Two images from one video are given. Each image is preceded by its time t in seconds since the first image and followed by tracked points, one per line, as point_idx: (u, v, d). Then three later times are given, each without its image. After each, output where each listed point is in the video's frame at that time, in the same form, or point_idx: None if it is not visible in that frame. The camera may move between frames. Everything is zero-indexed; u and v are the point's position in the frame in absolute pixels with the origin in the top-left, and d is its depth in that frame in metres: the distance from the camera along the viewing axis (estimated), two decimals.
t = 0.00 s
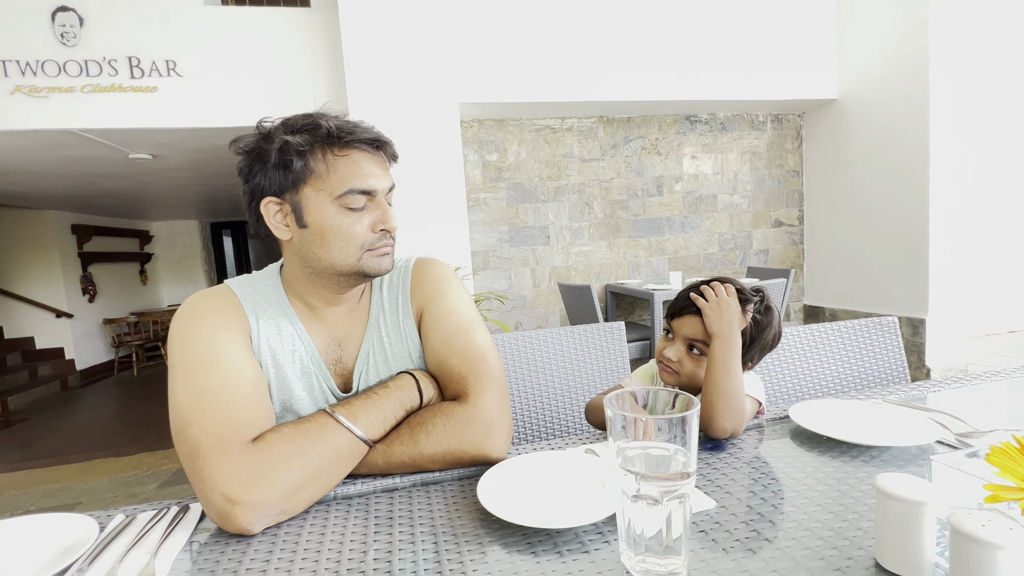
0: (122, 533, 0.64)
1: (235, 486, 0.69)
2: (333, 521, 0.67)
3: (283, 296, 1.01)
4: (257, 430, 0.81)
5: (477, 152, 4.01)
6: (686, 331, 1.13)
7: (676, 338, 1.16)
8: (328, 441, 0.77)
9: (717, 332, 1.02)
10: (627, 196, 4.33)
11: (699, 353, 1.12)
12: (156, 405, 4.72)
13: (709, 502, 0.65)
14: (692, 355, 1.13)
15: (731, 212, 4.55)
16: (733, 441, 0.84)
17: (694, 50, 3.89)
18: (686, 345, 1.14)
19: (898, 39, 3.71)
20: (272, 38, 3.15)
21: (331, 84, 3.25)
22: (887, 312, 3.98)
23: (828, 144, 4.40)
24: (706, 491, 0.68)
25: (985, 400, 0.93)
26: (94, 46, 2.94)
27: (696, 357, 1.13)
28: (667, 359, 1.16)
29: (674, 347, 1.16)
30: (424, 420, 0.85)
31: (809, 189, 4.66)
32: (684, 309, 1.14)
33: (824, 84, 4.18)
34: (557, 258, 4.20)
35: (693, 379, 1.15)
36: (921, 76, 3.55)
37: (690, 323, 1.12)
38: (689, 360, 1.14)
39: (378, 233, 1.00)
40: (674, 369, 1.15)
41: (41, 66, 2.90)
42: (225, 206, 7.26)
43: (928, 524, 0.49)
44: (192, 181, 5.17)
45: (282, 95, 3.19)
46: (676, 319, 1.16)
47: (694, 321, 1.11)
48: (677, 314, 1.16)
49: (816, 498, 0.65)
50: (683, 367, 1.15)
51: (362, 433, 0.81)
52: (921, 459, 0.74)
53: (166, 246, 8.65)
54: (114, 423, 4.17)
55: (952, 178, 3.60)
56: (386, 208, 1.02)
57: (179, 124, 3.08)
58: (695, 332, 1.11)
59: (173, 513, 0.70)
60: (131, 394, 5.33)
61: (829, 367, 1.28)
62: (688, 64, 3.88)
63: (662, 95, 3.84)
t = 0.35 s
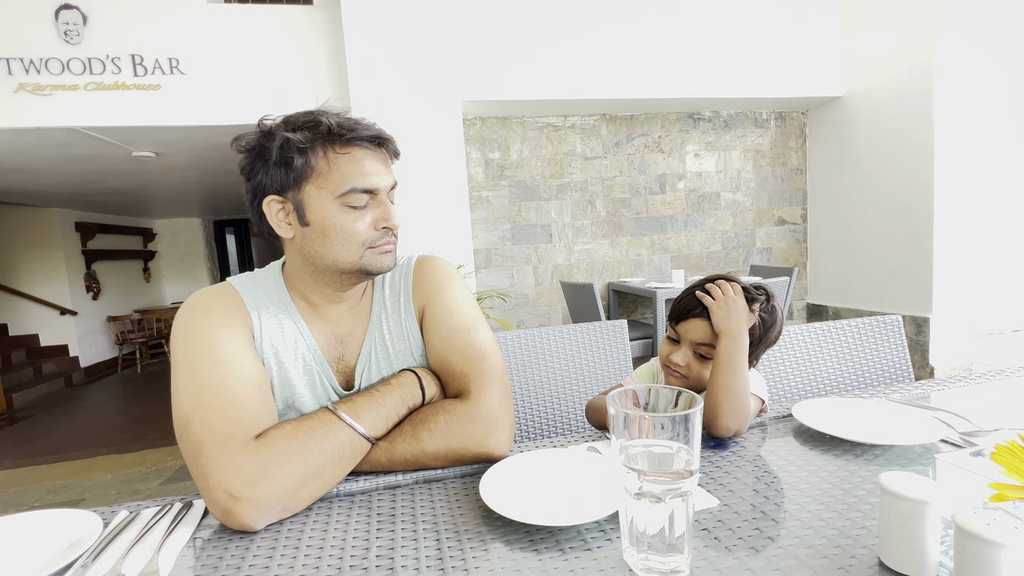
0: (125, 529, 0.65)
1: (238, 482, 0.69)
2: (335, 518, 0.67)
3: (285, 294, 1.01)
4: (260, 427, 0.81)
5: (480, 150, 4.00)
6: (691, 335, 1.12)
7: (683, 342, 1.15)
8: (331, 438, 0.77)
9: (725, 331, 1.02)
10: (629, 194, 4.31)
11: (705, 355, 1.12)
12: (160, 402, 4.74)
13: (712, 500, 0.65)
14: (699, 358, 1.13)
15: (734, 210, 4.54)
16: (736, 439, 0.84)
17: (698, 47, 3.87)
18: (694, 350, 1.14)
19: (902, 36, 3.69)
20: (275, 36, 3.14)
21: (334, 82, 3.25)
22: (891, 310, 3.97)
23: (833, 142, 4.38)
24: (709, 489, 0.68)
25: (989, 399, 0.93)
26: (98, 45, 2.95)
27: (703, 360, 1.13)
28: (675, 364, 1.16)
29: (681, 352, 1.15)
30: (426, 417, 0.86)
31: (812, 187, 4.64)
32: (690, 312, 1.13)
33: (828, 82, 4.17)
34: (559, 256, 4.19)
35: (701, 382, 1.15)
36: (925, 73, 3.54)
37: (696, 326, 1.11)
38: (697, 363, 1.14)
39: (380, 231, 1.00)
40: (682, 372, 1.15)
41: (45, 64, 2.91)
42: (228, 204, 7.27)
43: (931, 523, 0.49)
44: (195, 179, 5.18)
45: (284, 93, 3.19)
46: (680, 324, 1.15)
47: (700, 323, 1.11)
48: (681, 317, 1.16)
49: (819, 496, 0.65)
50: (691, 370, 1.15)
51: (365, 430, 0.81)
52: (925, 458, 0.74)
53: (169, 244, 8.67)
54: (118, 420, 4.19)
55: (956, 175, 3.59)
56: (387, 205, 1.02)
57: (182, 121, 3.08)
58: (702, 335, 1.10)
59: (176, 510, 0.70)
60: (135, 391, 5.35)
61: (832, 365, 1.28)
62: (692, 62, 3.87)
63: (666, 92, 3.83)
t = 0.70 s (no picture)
0: (128, 525, 0.65)
1: (241, 479, 0.69)
2: (337, 514, 0.67)
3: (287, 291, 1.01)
4: (263, 423, 0.81)
5: (482, 148, 4.00)
6: (696, 339, 1.12)
7: (687, 346, 1.15)
8: (333, 435, 0.77)
9: (731, 329, 1.02)
10: (631, 192, 4.31)
11: (710, 357, 1.12)
12: (161, 400, 4.75)
13: (714, 498, 0.65)
14: (704, 360, 1.13)
15: (736, 209, 4.53)
16: (738, 438, 0.84)
17: (701, 45, 3.86)
18: (699, 353, 1.13)
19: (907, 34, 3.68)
20: (277, 34, 3.13)
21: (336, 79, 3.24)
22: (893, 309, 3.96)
23: (836, 140, 4.36)
24: (712, 487, 0.68)
25: (992, 398, 0.93)
26: (101, 42, 2.94)
27: (707, 362, 1.13)
28: (679, 367, 1.15)
29: (685, 355, 1.15)
30: (429, 414, 0.86)
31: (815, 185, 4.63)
32: (695, 315, 1.13)
33: (831, 81, 4.15)
34: (561, 254, 4.19)
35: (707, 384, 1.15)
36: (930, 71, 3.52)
37: (702, 329, 1.11)
38: (702, 365, 1.13)
39: (383, 228, 1.00)
40: (686, 374, 1.15)
41: (48, 61, 2.90)
42: (230, 202, 7.28)
43: (933, 521, 0.49)
44: (198, 177, 5.19)
45: (285, 90, 3.17)
46: (685, 327, 1.15)
47: (705, 325, 1.11)
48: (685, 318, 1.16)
49: (821, 495, 0.65)
50: (696, 372, 1.15)
51: (366, 428, 0.81)
52: (928, 457, 0.73)
53: (171, 242, 8.69)
54: (120, 418, 4.20)
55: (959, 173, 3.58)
56: (390, 203, 1.02)
57: (184, 119, 3.08)
58: (707, 337, 1.10)
59: (178, 506, 0.71)
60: (137, 388, 5.36)
61: (835, 363, 1.28)
62: (695, 61, 3.86)
63: (668, 90, 3.82)
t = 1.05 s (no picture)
0: (128, 524, 0.65)
1: (240, 478, 0.69)
2: (337, 513, 0.67)
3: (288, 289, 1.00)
4: (263, 422, 0.81)
5: (483, 146, 3.99)
6: (696, 333, 1.12)
7: (687, 340, 1.15)
8: (333, 434, 0.77)
9: (731, 328, 1.02)
10: (632, 191, 4.30)
11: (710, 353, 1.12)
12: (163, 398, 4.76)
13: (715, 498, 0.64)
14: (703, 356, 1.13)
15: (738, 208, 4.52)
16: (739, 437, 0.84)
17: (703, 44, 3.85)
18: (698, 348, 1.13)
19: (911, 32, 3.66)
20: (280, 32, 3.11)
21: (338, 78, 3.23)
22: (895, 309, 3.96)
23: (837, 139, 4.35)
24: (712, 487, 0.68)
25: (994, 398, 0.92)
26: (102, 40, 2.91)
27: (706, 358, 1.13)
28: (678, 361, 1.15)
29: (685, 349, 1.15)
30: (429, 413, 0.85)
31: (817, 184, 4.61)
32: (696, 311, 1.13)
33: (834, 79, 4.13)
34: (562, 253, 4.18)
35: (706, 380, 1.15)
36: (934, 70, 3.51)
37: (702, 325, 1.11)
38: (701, 360, 1.13)
39: (384, 227, 1.00)
40: (684, 369, 1.15)
41: (49, 59, 2.88)
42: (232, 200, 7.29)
43: (936, 523, 0.48)
44: (198, 175, 5.18)
45: (287, 88, 3.15)
46: (686, 321, 1.15)
47: (706, 321, 1.10)
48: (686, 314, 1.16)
49: (824, 496, 0.64)
50: (694, 367, 1.15)
51: (367, 427, 0.80)
52: (931, 458, 0.73)
53: (172, 240, 8.69)
54: (121, 416, 4.21)
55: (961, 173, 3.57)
56: (391, 201, 1.01)
57: (184, 117, 3.05)
58: (708, 333, 1.10)
59: (178, 505, 0.70)
60: (139, 386, 5.37)
61: (837, 363, 1.27)
62: (697, 60, 3.85)
63: (670, 89, 3.81)
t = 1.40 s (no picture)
0: (133, 521, 0.65)
1: (245, 475, 0.70)
2: (341, 511, 0.67)
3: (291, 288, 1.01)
4: (266, 420, 0.81)
5: (484, 145, 3.99)
6: (698, 330, 1.12)
7: (689, 337, 1.16)
8: (336, 432, 0.77)
9: (732, 327, 1.02)
10: (634, 190, 4.30)
11: (711, 351, 1.12)
12: (165, 397, 4.77)
13: (716, 496, 0.65)
14: (704, 353, 1.13)
15: (740, 206, 4.51)
16: (740, 436, 0.84)
17: (705, 42, 3.85)
18: (699, 345, 1.14)
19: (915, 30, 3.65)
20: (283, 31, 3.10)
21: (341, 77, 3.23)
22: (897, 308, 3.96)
23: (839, 138, 4.35)
24: (713, 484, 0.68)
25: (994, 396, 0.92)
26: (104, 39, 2.90)
27: (707, 356, 1.13)
28: (679, 358, 1.16)
29: (686, 346, 1.16)
30: (432, 411, 0.86)
31: (819, 183, 4.60)
32: (698, 309, 1.13)
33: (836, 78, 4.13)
34: (564, 252, 4.18)
35: (706, 376, 1.15)
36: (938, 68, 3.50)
37: (704, 323, 1.11)
38: (702, 358, 1.14)
39: (387, 225, 1.00)
40: (685, 366, 1.16)
41: (52, 59, 2.87)
42: (234, 199, 7.30)
43: (936, 520, 0.49)
44: (201, 174, 5.19)
45: (289, 87, 3.15)
46: (688, 318, 1.15)
47: (708, 319, 1.11)
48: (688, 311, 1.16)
49: (824, 493, 0.64)
50: (695, 365, 1.15)
51: (370, 424, 0.81)
52: (931, 455, 0.73)
53: (175, 239, 8.70)
54: (125, 414, 4.22)
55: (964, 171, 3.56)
56: (394, 200, 1.02)
57: (187, 117, 3.05)
58: (709, 330, 1.10)
59: (183, 502, 0.71)
60: (141, 385, 5.38)
61: (838, 362, 1.27)
62: (699, 58, 3.85)
63: (672, 88, 3.81)
